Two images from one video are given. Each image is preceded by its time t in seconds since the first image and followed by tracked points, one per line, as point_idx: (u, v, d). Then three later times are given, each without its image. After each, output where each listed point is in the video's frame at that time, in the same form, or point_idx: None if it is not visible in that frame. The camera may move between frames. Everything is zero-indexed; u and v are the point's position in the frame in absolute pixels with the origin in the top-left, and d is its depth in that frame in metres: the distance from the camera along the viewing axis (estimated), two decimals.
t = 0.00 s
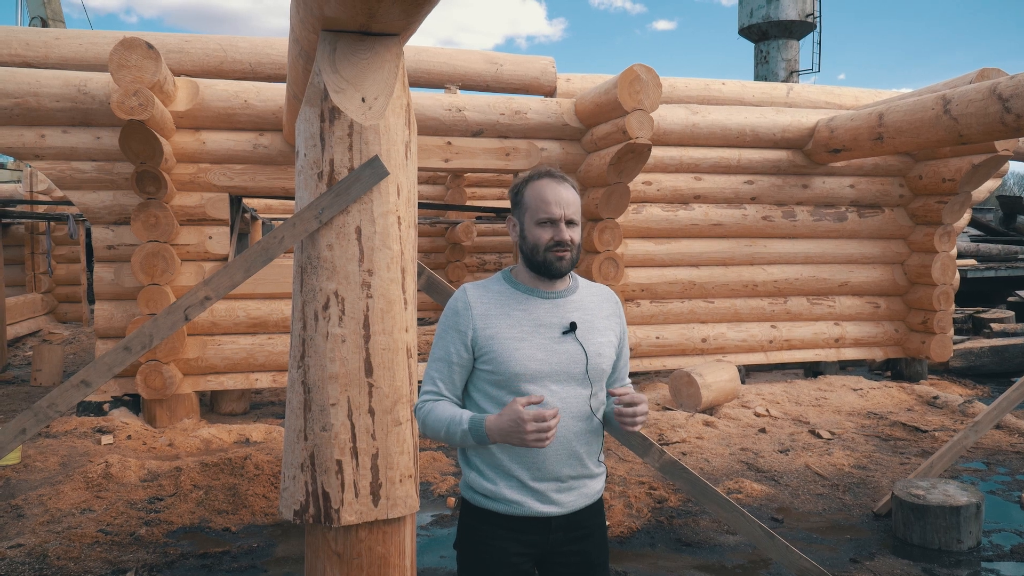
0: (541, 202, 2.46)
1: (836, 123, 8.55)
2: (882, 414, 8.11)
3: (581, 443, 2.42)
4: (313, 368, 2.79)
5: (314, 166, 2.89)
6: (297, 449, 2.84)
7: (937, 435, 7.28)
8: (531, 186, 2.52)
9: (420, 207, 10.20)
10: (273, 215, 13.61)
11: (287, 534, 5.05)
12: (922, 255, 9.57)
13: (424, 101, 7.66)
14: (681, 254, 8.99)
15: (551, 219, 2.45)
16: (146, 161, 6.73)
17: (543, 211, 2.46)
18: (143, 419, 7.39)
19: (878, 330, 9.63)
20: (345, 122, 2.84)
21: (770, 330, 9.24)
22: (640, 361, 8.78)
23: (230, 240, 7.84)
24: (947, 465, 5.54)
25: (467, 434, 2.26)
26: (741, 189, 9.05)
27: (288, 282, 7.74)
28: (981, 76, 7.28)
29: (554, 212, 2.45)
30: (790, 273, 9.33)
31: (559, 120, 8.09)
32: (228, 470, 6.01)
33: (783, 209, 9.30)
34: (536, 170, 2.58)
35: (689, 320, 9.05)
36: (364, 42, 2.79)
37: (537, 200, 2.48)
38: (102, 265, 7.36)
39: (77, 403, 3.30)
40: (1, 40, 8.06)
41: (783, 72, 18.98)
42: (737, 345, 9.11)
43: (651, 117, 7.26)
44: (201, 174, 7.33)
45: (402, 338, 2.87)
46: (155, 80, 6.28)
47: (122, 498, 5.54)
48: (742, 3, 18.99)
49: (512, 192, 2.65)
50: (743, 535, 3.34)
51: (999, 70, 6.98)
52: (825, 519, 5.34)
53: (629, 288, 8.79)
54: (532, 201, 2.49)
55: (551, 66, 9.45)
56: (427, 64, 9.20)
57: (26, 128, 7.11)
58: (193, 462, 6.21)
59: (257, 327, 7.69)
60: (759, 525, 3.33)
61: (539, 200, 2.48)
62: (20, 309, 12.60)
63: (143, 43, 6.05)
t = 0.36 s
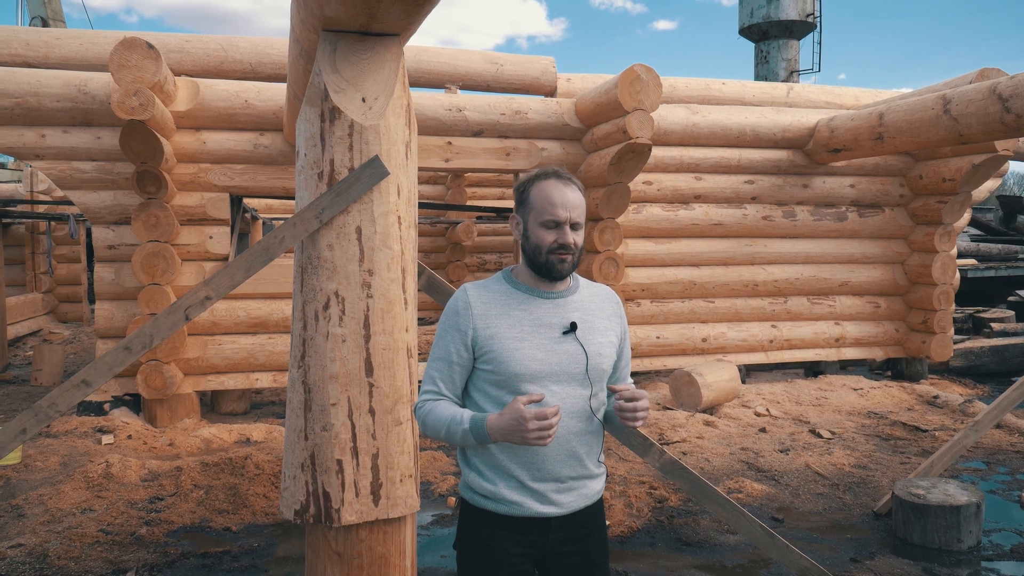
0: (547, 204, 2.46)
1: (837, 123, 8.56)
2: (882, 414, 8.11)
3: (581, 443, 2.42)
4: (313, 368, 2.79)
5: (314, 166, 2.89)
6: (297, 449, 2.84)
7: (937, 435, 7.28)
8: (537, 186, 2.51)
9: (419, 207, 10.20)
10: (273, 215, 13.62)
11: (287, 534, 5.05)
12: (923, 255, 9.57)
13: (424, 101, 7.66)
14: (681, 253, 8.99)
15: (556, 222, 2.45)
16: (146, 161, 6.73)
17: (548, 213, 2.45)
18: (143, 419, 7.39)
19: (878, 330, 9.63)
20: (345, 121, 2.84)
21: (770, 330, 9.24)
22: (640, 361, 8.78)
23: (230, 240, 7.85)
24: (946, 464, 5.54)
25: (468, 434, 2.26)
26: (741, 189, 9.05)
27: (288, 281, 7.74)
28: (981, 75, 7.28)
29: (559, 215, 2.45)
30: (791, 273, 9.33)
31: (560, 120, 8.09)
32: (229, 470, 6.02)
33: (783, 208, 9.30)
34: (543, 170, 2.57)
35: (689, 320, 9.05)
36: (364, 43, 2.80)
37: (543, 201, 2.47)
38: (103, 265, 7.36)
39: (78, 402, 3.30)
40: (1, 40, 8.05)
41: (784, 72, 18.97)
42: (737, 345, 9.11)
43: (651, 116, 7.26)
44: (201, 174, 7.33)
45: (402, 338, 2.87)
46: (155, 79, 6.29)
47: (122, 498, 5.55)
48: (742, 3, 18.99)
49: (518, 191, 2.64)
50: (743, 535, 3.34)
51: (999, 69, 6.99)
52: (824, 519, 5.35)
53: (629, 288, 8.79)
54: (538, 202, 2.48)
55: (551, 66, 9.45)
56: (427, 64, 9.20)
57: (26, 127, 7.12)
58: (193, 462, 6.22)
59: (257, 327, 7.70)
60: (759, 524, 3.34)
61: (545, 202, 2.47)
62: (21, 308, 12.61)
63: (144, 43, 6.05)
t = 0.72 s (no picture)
0: (551, 203, 2.45)
1: (837, 122, 8.56)
2: (882, 413, 8.11)
3: (581, 443, 2.42)
4: (313, 368, 2.79)
5: (314, 166, 2.89)
6: (296, 448, 2.84)
7: (937, 435, 7.28)
8: (541, 186, 2.51)
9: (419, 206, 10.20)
10: (273, 215, 13.61)
11: (287, 534, 5.05)
12: (923, 255, 9.56)
13: (424, 100, 7.66)
14: (681, 253, 8.98)
15: (560, 222, 2.44)
16: (146, 160, 6.72)
17: (552, 213, 2.44)
18: (143, 419, 7.39)
19: (878, 330, 9.63)
20: (345, 121, 2.84)
21: (770, 330, 9.24)
22: (640, 361, 8.78)
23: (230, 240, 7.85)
24: (946, 464, 5.54)
25: (468, 435, 2.27)
26: (741, 189, 9.04)
27: (288, 281, 7.74)
28: (981, 75, 7.28)
29: (563, 214, 2.44)
30: (791, 272, 9.33)
31: (560, 120, 8.09)
32: (229, 470, 6.02)
33: (783, 208, 9.30)
34: (546, 171, 2.56)
35: (689, 320, 9.05)
36: (364, 42, 2.80)
37: (546, 201, 2.46)
38: (103, 265, 7.36)
39: (78, 402, 3.29)
40: (1, 39, 8.05)
41: (784, 72, 18.97)
42: (737, 345, 9.10)
43: (651, 116, 7.26)
44: (201, 174, 7.33)
45: (402, 338, 2.87)
46: (155, 79, 6.28)
47: (122, 498, 5.55)
48: (742, 3, 18.99)
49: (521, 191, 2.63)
50: (743, 535, 3.34)
51: (998, 69, 6.99)
52: (824, 518, 5.35)
53: (629, 287, 8.79)
54: (541, 202, 2.48)
55: (551, 66, 9.45)
56: (427, 64, 9.20)
57: (26, 127, 7.11)
58: (193, 461, 6.22)
59: (257, 327, 7.70)
60: (759, 524, 3.33)
61: (549, 201, 2.46)
62: (21, 308, 12.61)
63: (143, 43, 6.04)
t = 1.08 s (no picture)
0: (555, 204, 2.45)
1: (836, 122, 8.56)
2: (881, 413, 8.12)
3: (582, 443, 2.42)
4: (313, 367, 2.79)
5: (314, 166, 2.89)
6: (297, 448, 2.84)
7: (937, 434, 7.28)
8: (545, 187, 2.51)
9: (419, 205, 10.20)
10: (273, 214, 13.61)
11: (287, 533, 5.06)
12: (923, 254, 9.56)
13: (424, 100, 7.66)
14: (681, 253, 8.98)
15: (564, 222, 2.44)
16: (146, 160, 6.72)
17: (556, 213, 2.44)
18: (143, 418, 7.39)
19: (878, 330, 9.63)
20: (345, 121, 2.84)
21: (770, 330, 9.24)
22: (640, 360, 8.78)
23: (230, 239, 7.84)
24: (946, 464, 5.54)
25: (468, 434, 2.27)
26: (741, 188, 9.04)
27: (288, 281, 7.74)
28: (981, 75, 7.28)
29: (568, 215, 2.44)
30: (791, 272, 9.33)
31: (560, 120, 8.09)
32: (229, 469, 6.02)
33: (783, 208, 9.30)
34: (549, 172, 2.57)
35: (688, 319, 9.05)
36: (364, 42, 2.81)
37: (551, 202, 2.46)
38: (103, 265, 7.36)
39: (78, 402, 3.29)
40: (1, 39, 8.05)
41: (784, 71, 18.97)
42: (737, 344, 9.10)
43: (651, 116, 7.25)
44: (201, 174, 7.33)
45: (402, 338, 2.87)
46: (155, 79, 6.28)
47: (122, 497, 5.55)
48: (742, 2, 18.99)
49: (522, 192, 2.63)
50: (742, 534, 3.34)
51: (998, 68, 7.00)
52: (824, 518, 5.35)
53: (628, 287, 8.79)
54: (545, 202, 2.48)
55: (551, 66, 9.46)
56: (427, 63, 9.20)
57: (26, 127, 7.12)
58: (193, 461, 6.22)
59: (257, 326, 7.70)
60: (758, 524, 3.34)
61: (554, 202, 2.46)
62: (21, 308, 12.61)
63: (143, 43, 6.04)
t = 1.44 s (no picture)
0: (565, 206, 2.44)
1: (836, 122, 8.56)
2: (882, 413, 8.12)
3: (585, 442, 2.42)
4: (313, 367, 2.79)
5: (314, 166, 2.89)
6: (297, 448, 2.84)
7: (937, 434, 7.28)
8: (553, 189, 2.50)
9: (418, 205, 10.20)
10: (273, 214, 13.61)
11: (287, 533, 5.06)
12: (923, 254, 9.56)
13: (424, 100, 7.66)
14: (681, 253, 8.98)
15: (573, 224, 2.44)
16: (146, 160, 6.72)
17: (565, 215, 2.44)
18: (143, 418, 7.39)
19: (878, 330, 9.63)
20: (345, 121, 2.84)
21: (770, 330, 9.24)
22: (640, 360, 8.78)
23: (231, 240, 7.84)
24: (946, 464, 5.54)
25: (470, 433, 2.27)
26: (741, 189, 9.05)
27: (288, 281, 7.74)
28: (981, 75, 7.28)
29: (577, 217, 2.44)
30: (791, 272, 9.33)
31: (560, 120, 8.09)
32: (229, 469, 6.02)
33: (783, 208, 9.30)
34: (555, 174, 2.56)
35: (688, 319, 9.05)
36: (364, 42, 2.81)
37: (559, 203, 2.45)
38: (103, 265, 7.36)
39: (78, 402, 3.29)
40: (1, 39, 8.05)
41: (784, 71, 18.96)
42: (738, 344, 9.10)
43: (651, 116, 7.25)
44: (201, 174, 7.33)
45: (402, 338, 2.87)
46: (155, 79, 6.28)
47: (122, 497, 5.55)
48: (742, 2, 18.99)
49: (525, 192, 2.62)
50: (743, 534, 3.34)
51: (998, 69, 7.01)
52: (824, 518, 5.35)
53: (629, 287, 8.79)
54: (554, 203, 2.46)
55: (551, 66, 9.45)
56: (427, 64, 9.19)
57: (26, 127, 7.12)
58: (193, 461, 6.23)
59: (257, 326, 7.70)
60: (759, 524, 3.34)
61: (562, 204, 2.45)
62: (21, 308, 12.62)
63: (144, 43, 6.04)
